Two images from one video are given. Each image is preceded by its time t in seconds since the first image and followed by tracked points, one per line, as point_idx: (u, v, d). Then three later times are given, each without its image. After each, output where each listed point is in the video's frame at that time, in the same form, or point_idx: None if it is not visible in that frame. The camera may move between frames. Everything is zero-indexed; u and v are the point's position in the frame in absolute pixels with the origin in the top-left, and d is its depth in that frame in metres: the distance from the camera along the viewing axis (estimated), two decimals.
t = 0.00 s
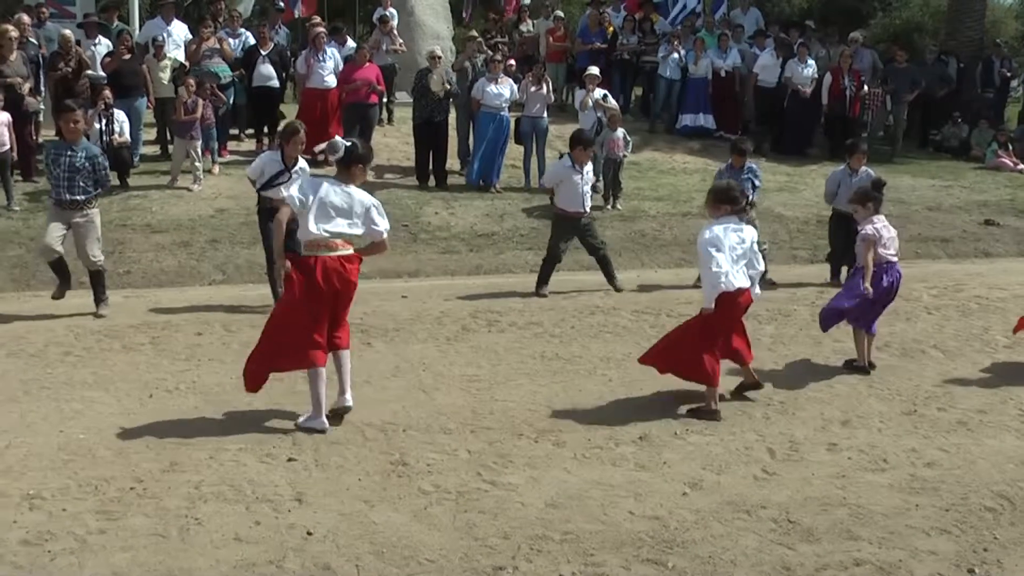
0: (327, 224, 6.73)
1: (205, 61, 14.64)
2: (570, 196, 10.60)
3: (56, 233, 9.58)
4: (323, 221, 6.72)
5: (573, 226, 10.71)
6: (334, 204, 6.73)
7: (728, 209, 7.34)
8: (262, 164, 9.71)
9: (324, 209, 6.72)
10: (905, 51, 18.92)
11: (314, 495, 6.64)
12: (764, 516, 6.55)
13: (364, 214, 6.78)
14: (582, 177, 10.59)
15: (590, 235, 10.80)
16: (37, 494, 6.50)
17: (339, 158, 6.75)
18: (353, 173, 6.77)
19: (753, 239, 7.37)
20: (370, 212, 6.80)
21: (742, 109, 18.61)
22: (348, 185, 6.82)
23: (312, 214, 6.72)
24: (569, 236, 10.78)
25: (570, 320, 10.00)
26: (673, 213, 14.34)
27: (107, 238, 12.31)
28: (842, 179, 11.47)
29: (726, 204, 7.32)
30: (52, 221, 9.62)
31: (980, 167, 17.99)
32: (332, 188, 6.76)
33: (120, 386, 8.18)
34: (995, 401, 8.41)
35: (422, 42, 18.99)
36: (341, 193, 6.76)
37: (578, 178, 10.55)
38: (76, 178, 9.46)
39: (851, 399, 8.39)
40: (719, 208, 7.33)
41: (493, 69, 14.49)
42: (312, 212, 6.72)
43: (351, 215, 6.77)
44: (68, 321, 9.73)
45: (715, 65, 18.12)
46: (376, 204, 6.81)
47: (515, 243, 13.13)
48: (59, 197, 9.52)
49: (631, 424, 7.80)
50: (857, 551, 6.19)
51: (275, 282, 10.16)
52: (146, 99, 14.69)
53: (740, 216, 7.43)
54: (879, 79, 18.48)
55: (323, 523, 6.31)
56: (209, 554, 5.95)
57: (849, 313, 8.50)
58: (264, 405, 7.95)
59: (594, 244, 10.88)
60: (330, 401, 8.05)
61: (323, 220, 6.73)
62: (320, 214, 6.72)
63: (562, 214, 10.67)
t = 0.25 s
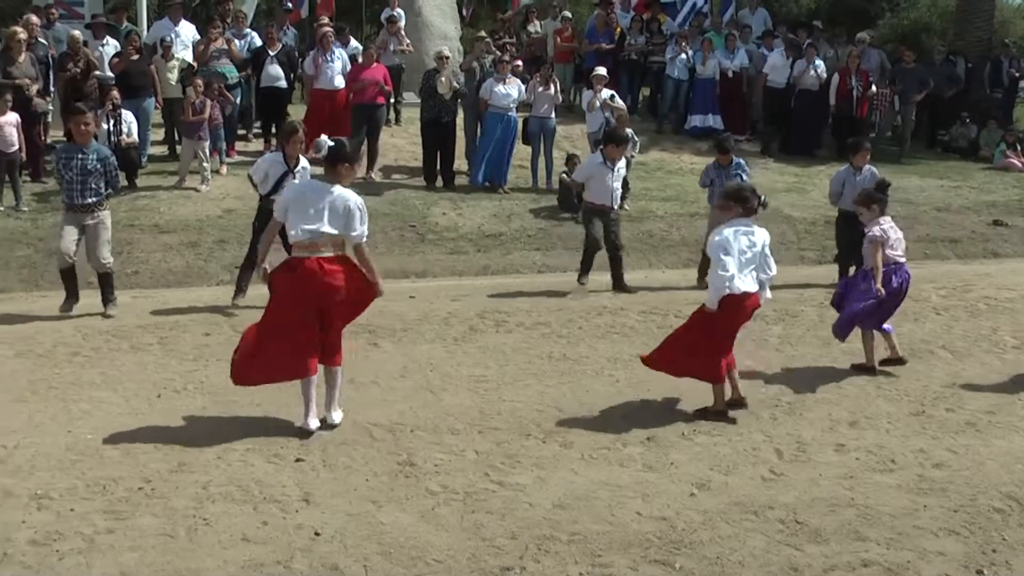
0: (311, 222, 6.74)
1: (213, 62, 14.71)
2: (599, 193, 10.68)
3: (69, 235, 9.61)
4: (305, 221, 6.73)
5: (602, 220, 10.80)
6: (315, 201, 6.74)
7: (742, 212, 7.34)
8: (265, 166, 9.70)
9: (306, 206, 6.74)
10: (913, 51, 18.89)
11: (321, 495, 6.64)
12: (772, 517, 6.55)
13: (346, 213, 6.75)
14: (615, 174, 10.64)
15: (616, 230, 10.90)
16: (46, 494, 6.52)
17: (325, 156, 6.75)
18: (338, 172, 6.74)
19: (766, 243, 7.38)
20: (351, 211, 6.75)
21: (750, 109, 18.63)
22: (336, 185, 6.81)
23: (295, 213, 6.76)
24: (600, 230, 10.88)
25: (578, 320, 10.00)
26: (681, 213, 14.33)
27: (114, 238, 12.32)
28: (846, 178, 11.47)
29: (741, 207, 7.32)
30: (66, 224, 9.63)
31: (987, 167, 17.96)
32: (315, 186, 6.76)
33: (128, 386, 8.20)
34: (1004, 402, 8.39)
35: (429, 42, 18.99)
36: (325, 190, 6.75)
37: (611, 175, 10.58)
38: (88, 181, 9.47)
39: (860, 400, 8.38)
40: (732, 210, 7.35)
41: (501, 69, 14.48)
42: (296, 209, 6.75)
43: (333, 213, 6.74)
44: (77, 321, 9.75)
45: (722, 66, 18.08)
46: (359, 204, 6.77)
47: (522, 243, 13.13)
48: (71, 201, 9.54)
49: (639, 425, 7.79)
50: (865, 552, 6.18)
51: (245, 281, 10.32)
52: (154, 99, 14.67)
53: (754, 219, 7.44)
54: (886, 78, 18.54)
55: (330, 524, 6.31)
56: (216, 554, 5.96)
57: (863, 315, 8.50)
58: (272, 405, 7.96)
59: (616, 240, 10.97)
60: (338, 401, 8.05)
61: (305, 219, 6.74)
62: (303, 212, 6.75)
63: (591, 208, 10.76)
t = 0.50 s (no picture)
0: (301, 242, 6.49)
1: (220, 60, 14.61)
2: (611, 189, 10.64)
3: (68, 236, 9.62)
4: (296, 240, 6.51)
5: (613, 217, 10.79)
6: (302, 220, 6.49)
7: (770, 227, 7.13)
8: (246, 164, 9.68)
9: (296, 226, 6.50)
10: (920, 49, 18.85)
11: (326, 493, 6.64)
12: (777, 516, 6.54)
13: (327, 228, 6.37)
14: (628, 170, 10.66)
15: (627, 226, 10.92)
16: (52, 491, 6.53)
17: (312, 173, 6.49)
18: (325, 188, 6.43)
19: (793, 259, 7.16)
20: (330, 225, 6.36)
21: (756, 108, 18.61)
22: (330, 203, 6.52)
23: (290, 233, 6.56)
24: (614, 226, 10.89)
25: (583, 319, 9.99)
26: (686, 211, 14.32)
27: (121, 236, 12.34)
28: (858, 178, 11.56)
29: (768, 221, 7.11)
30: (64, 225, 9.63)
31: (995, 166, 17.93)
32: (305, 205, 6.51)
33: (134, 384, 8.21)
34: (1011, 400, 8.37)
35: (435, 41, 18.99)
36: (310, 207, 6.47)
37: (623, 170, 10.60)
38: (88, 181, 9.48)
39: (865, 398, 8.37)
40: (760, 224, 7.13)
41: (506, 67, 14.48)
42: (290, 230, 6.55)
43: (315, 230, 6.42)
44: (83, 319, 9.77)
45: (728, 63, 18.02)
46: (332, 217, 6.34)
47: (528, 242, 13.13)
48: (70, 201, 9.53)
49: (643, 423, 7.79)
50: (870, 551, 6.17)
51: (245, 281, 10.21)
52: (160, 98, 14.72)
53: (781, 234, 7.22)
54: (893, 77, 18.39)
55: (336, 521, 6.31)
56: (222, 551, 5.96)
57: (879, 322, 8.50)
58: (278, 403, 7.97)
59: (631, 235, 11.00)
60: (343, 399, 8.05)
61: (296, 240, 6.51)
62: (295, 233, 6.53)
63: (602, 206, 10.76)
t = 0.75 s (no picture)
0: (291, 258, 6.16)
1: (238, 58, 14.67)
2: (624, 188, 10.59)
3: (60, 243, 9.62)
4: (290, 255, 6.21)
5: (623, 218, 10.75)
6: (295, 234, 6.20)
7: (821, 227, 7.05)
8: (241, 164, 9.67)
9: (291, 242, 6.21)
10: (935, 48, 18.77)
11: (339, 491, 6.65)
12: (790, 516, 6.52)
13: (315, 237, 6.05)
14: (640, 170, 10.62)
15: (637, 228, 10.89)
16: (67, 488, 6.56)
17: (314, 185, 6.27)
18: (328, 199, 6.23)
19: (848, 259, 7.06)
20: (317, 235, 6.04)
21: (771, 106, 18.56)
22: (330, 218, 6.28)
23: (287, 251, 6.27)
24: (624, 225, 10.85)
25: (597, 318, 9.99)
26: (700, 211, 14.30)
27: (136, 234, 12.39)
28: (893, 184, 11.59)
29: (818, 219, 7.02)
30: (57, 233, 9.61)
31: (1010, 165, 17.85)
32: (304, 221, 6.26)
33: (148, 381, 8.24)
34: None
35: (450, 40, 19.00)
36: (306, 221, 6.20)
37: (635, 171, 10.56)
38: (81, 186, 9.49)
39: (880, 398, 8.34)
40: (809, 226, 7.06)
41: (519, 66, 14.42)
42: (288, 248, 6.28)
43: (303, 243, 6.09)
44: (99, 317, 9.81)
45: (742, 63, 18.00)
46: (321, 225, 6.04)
47: (542, 241, 13.14)
48: (65, 209, 9.54)
49: (655, 422, 7.79)
50: (884, 552, 6.15)
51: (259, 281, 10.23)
52: (175, 96, 14.75)
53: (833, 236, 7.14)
54: (909, 76, 18.30)
55: (349, 519, 6.33)
56: (235, 549, 5.98)
57: (939, 331, 8.41)
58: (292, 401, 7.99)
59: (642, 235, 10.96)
60: (357, 398, 8.06)
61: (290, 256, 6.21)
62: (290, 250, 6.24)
63: (614, 207, 10.71)
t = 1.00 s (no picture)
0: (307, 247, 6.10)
1: (260, 57, 14.71)
2: (625, 191, 10.62)
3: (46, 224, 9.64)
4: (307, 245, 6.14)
5: (629, 220, 10.70)
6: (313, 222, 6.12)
7: (848, 226, 7.05)
8: (252, 169, 9.72)
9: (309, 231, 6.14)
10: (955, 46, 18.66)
11: (358, 488, 6.66)
12: (809, 515, 6.50)
13: (335, 230, 5.97)
14: (644, 171, 10.60)
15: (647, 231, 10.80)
16: (87, 484, 6.59)
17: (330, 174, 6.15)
18: (343, 189, 6.13)
19: (877, 263, 7.09)
20: (337, 229, 5.95)
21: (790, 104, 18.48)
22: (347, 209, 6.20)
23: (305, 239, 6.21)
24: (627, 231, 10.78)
25: (615, 316, 9.98)
26: (718, 210, 14.27)
27: (155, 232, 12.44)
28: (938, 170, 11.55)
29: (847, 218, 7.01)
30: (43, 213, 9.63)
31: None
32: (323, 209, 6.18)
33: (168, 379, 8.27)
34: None
35: (468, 39, 19.02)
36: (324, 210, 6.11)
37: (638, 172, 10.55)
38: (65, 167, 9.47)
39: (900, 398, 8.31)
40: (838, 224, 7.05)
41: (538, 65, 14.45)
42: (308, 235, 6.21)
43: (321, 234, 6.01)
44: (119, 315, 9.85)
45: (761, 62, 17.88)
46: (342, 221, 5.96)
47: (560, 240, 13.13)
48: (48, 190, 9.52)
49: (674, 421, 7.77)
50: (904, 552, 6.13)
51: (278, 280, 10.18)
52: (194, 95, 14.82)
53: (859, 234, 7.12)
54: (929, 74, 18.47)
55: (367, 517, 6.34)
56: (254, 545, 5.99)
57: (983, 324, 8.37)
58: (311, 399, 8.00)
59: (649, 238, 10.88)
60: (376, 396, 8.07)
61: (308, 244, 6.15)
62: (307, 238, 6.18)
63: (620, 208, 10.70)
